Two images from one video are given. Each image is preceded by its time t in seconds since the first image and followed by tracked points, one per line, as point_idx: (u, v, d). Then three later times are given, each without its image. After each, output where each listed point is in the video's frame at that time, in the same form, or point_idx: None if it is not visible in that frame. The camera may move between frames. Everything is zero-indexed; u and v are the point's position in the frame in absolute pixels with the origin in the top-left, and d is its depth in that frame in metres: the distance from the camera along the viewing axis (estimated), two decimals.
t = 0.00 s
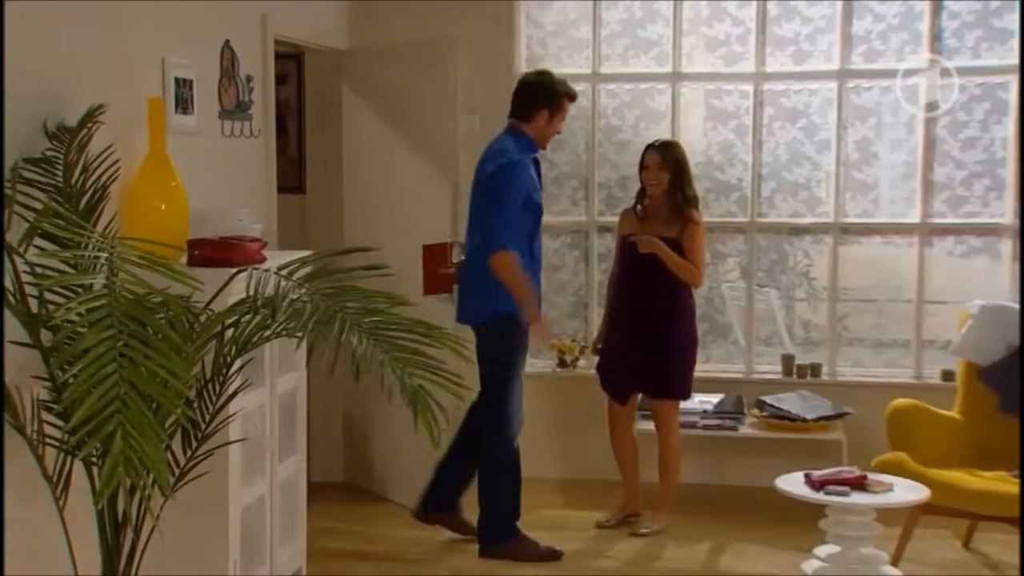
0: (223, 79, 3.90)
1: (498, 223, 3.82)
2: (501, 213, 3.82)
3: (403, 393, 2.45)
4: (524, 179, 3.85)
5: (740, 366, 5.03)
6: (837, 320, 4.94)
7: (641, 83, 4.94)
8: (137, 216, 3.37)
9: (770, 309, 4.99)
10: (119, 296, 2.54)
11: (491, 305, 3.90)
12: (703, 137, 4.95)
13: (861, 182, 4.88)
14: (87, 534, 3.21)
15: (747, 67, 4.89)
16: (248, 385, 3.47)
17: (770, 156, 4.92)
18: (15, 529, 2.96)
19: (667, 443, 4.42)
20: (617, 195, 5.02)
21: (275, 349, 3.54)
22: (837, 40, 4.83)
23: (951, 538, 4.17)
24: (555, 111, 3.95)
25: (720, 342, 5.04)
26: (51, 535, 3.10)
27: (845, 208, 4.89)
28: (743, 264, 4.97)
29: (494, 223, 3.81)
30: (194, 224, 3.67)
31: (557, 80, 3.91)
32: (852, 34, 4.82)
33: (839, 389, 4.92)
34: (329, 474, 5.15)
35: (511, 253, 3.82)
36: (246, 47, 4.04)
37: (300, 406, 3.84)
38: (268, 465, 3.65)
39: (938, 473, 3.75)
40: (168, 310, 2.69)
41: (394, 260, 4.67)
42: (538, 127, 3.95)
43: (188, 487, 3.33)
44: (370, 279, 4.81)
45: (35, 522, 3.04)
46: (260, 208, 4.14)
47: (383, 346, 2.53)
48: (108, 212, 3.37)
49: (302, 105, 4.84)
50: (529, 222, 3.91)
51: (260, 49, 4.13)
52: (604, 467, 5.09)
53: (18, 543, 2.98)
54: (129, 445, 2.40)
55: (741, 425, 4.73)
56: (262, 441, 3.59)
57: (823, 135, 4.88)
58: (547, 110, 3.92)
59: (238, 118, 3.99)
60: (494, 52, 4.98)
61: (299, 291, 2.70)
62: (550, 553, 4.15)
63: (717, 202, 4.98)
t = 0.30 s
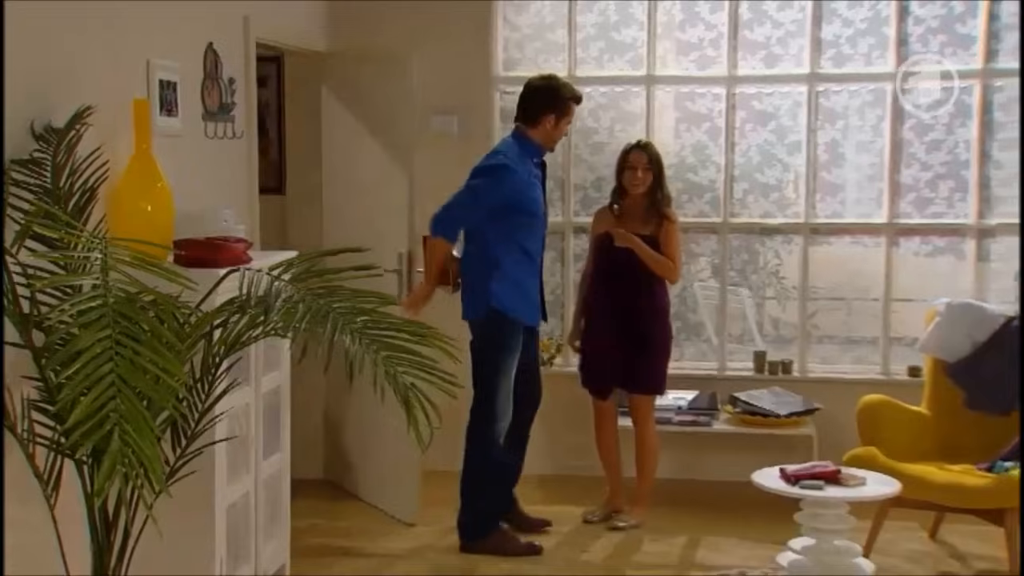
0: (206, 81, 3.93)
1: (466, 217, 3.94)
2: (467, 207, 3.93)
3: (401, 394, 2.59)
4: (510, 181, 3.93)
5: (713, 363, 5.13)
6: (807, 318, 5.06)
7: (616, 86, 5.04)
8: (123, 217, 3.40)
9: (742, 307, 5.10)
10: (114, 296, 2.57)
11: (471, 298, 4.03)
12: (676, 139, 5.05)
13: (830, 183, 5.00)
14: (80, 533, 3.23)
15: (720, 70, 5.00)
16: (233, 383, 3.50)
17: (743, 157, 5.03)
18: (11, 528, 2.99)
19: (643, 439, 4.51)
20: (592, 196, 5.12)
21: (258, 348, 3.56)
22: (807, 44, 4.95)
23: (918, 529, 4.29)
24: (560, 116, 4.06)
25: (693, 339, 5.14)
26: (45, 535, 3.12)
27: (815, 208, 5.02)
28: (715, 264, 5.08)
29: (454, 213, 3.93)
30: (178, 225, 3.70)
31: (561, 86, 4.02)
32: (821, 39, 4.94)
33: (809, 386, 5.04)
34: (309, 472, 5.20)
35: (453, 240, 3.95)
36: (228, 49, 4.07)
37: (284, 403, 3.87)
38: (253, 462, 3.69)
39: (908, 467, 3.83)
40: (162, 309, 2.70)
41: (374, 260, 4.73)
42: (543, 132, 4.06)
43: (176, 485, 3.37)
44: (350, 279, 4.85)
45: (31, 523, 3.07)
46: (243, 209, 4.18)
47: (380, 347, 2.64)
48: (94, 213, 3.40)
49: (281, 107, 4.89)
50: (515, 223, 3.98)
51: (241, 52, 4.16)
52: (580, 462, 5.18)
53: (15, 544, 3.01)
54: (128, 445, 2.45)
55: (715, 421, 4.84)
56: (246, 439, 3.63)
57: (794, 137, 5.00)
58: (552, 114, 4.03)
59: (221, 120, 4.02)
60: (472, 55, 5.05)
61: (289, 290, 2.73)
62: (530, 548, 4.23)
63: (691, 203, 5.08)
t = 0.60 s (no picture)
0: (194, 82, 3.97)
1: (453, 209, 4.09)
2: (452, 199, 4.07)
3: (395, 390, 2.66)
4: (495, 177, 4.05)
5: (692, 359, 5.23)
6: (784, 315, 5.17)
7: (596, 87, 5.12)
8: (113, 216, 3.42)
9: (719, 305, 5.20)
10: (111, 295, 2.60)
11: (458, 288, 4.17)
12: (656, 139, 5.14)
13: (806, 183, 5.10)
14: (73, 530, 3.27)
15: (698, 72, 5.09)
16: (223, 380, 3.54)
17: (720, 157, 5.12)
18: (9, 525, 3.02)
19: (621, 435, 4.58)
20: (573, 195, 5.20)
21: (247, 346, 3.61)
22: (783, 47, 5.05)
23: (892, 521, 4.41)
24: (545, 118, 4.13)
25: (672, 337, 5.24)
26: (41, 533, 3.15)
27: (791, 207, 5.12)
28: (694, 262, 5.18)
29: (439, 203, 4.08)
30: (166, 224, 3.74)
31: (547, 88, 4.09)
32: (797, 41, 5.04)
33: (786, 381, 5.15)
34: (294, 468, 5.25)
35: (436, 228, 4.11)
36: (215, 50, 4.10)
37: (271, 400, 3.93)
38: (242, 459, 3.73)
39: (884, 460, 3.90)
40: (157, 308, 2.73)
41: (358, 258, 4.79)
42: (530, 133, 4.14)
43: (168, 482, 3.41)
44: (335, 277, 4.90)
45: (29, 520, 3.10)
46: (230, 209, 4.22)
47: (374, 343, 2.70)
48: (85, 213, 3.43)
49: (265, 108, 4.93)
50: (499, 219, 4.10)
51: (228, 52, 4.20)
52: (562, 457, 5.26)
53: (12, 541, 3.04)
54: (125, 440, 2.48)
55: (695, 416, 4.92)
56: (235, 436, 3.67)
57: (770, 138, 5.10)
58: (536, 114, 4.10)
59: (208, 120, 4.06)
60: (455, 56, 5.11)
61: (283, 288, 2.78)
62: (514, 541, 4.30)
63: (670, 202, 5.18)
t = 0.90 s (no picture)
0: (183, 81, 4.00)
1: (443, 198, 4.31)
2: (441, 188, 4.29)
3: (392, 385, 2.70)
4: (483, 171, 4.26)
5: (672, 354, 5.33)
6: (763, 311, 5.27)
7: (578, 87, 5.21)
8: (105, 214, 3.44)
9: (699, 300, 5.30)
10: (113, 293, 2.62)
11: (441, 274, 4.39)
12: (637, 138, 5.23)
13: (783, 181, 5.21)
14: (69, 523, 3.29)
15: (678, 72, 5.18)
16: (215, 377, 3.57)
17: (700, 156, 5.22)
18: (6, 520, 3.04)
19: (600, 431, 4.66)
20: (556, 193, 5.28)
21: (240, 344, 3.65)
22: (761, 48, 5.16)
23: (869, 511, 4.52)
24: (539, 124, 4.28)
25: (653, 332, 5.34)
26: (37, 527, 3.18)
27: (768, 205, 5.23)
28: (674, 259, 5.28)
29: (430, 190, 4.29)
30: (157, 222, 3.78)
31: (545, 93, 4.25)
32: (775, 42, 5.15)
33: (764, 375, 5.26)
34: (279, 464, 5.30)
35: (425, 211, 4.29)
36: (204, 50, 4.14)
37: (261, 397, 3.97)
38: (233, 454, 3.77)
39: (863, 453, 4.00)
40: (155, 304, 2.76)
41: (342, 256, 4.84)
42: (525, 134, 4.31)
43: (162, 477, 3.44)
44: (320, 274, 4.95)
45: (27, 515, 3.13)
46: (217, 207, 4.25)
47: (371, 339, 2.75)
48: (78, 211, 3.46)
49: (251, 107, 4.95)
50: (484, 212, 4.30)
51: (217, 52, 4.24)
52: (544, 452, 5.34)
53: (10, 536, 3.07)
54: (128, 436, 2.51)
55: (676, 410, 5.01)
56: (227, 431, 3.71)
57: (748, 137, 5.20)
58: (531, 118, 4.27)
59: (197, 119, 4.09)
60: (439, 55, 5.18)
61: (281, 286, 2.83)
62: (490, 531, 4.40)
63: (651, 200, 5.27)
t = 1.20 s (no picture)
0: (175, 80, 4.04)
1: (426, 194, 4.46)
2: (422, 181, 4.46)
3: (393, 381, 2.75)
4: (462, 170, 4.42)
5: (657, 350, 5.42)
6: (746, 307, 5.37)
7: (564, 87, 5.28)
8: (100, 214, 3.45)
9: (683, 297, 5.39)
10: (116, 291, 2.66)
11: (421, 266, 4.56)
12: (623, 137, 5.31)
13: (764, 179, 5.30)
14: (66, 519, 3.31)
15: (662, 72, 5.27)
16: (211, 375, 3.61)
17: (684, 155, 5.30)
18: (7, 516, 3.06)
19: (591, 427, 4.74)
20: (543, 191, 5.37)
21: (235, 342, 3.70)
22: (744, 49, 5.25)
23: (850, 502, 4.61)
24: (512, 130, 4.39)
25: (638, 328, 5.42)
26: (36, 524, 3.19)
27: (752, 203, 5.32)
28: (658, 257, 5.36)
29: (414, 183, 4.44)
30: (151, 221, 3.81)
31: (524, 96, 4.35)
32: (757, 44, 5.24)
33: (747, 370, 5.35)
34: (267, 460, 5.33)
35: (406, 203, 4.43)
36: (196, 50, 4.18)
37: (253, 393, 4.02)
38: (227, 450, 3.81)
39: (846, 446, 4.10)
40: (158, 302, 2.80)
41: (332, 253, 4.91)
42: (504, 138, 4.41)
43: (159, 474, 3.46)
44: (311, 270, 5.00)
45: (27, 511, 3.14)
46: (209, 206, 4.29)
47: (371, 336, 2.80)
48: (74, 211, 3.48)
49: (241, 107, 4.97)
50: (464, 208, 4.46)
51: (208, 51, 4.28)
52: (531, 446, 5.41)
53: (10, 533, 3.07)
54: (131, 430, 2.55)
55: (661, 405, 5.08)
56: (222, 428, 3.75)
57: (731, 136, 5.29)
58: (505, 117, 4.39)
59: (189, 118, 4.13)
60: (427, 55, 5.24)
61: (280, 285, 2.88)
62: (443, 513, 4.61)
63: (636, 198, 5.35)
